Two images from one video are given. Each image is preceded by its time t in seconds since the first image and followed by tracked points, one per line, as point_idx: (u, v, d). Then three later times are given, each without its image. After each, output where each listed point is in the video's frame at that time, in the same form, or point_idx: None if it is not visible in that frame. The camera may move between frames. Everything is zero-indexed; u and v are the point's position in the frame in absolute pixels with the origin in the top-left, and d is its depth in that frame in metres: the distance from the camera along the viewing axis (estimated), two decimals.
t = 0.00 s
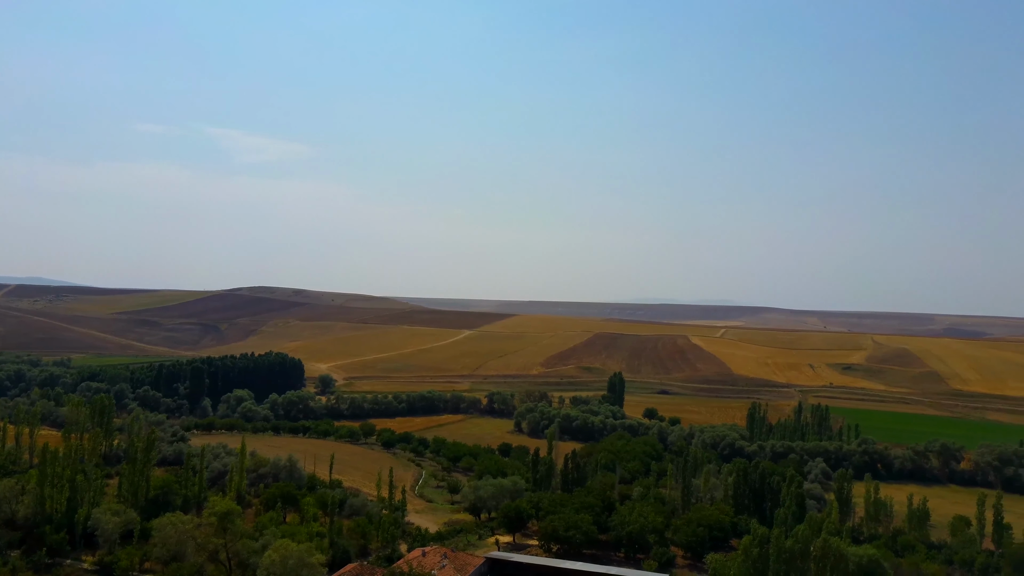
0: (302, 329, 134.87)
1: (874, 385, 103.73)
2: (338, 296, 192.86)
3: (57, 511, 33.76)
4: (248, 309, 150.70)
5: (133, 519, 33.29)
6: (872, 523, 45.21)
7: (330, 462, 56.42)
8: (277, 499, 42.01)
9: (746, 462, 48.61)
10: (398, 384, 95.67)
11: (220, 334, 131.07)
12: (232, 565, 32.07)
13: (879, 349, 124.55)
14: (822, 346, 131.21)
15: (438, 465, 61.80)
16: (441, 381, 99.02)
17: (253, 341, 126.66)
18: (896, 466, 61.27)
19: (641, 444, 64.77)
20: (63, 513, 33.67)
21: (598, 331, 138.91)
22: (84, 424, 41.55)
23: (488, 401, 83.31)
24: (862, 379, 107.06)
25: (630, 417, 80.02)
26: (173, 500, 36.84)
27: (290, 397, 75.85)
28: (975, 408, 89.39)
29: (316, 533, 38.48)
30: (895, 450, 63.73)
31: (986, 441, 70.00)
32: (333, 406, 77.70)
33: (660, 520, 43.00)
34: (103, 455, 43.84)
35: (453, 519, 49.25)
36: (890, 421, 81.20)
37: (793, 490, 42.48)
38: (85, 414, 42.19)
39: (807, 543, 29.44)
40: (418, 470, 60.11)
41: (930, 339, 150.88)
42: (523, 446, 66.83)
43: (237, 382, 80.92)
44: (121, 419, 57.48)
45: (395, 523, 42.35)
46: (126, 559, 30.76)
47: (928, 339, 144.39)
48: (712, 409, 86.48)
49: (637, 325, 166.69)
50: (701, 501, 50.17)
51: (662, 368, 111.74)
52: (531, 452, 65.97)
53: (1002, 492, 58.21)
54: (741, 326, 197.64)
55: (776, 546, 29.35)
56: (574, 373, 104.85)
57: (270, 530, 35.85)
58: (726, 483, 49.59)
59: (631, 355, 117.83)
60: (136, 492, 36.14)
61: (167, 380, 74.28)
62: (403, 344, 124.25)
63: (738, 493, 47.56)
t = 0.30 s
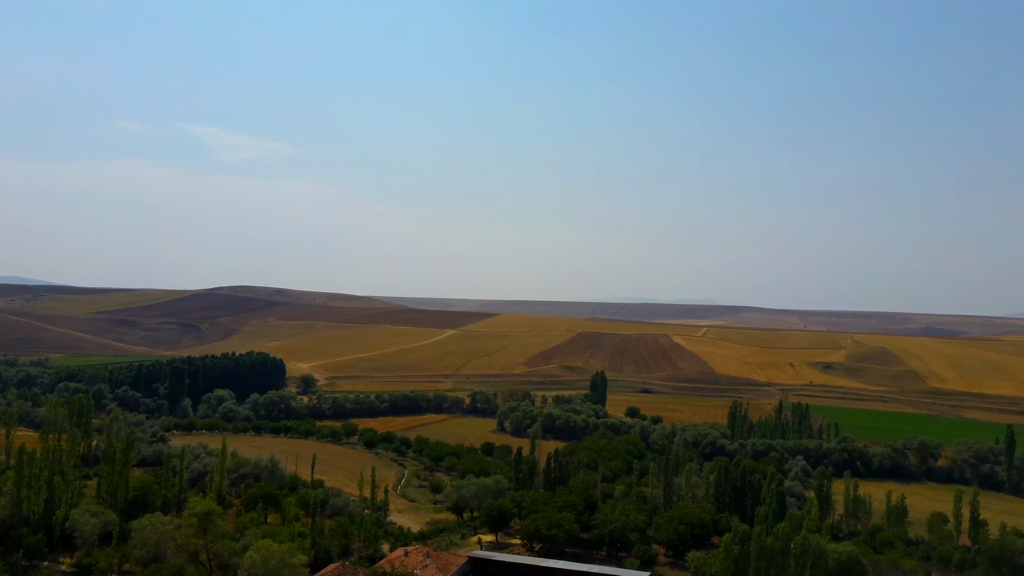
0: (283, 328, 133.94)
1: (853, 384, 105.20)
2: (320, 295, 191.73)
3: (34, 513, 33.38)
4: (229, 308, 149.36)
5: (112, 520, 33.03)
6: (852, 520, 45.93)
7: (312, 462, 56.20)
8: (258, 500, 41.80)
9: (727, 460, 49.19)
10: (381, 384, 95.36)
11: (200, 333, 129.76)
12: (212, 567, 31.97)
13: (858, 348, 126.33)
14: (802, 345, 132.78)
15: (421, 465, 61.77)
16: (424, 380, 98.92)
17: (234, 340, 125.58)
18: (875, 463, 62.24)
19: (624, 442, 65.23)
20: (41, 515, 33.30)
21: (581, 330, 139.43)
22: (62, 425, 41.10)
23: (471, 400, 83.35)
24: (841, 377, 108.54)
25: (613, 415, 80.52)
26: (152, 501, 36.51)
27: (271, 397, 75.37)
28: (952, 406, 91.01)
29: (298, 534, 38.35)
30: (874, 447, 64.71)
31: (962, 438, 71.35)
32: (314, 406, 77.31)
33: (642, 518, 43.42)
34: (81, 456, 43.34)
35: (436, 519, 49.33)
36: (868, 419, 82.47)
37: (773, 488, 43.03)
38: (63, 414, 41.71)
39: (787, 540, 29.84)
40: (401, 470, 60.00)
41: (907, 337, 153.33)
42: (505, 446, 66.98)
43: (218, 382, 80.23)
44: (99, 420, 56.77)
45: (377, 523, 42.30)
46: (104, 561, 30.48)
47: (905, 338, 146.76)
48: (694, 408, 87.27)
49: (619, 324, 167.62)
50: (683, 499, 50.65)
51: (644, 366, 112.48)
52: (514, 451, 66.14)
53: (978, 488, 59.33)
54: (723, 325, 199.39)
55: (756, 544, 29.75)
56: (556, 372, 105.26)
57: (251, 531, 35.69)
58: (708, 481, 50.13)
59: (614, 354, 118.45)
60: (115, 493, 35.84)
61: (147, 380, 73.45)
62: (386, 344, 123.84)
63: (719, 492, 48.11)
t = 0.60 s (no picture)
0: (261, 328, 132.73)
1: (828, 382, 106.91)
2: (299, 294, 190.27)
3: (6, 515, 32.90)
4: (206, 307, 147.71)
5: (86, 522, 32.66)
6: (827, 517, 46.78)
7: (290, 463, 55.91)
8: (235, 501, 41.52)
9: (705, 459, 49.87)
10: (361, 383, 95.00)
11: (176, 333, 128.15)
12: (189, 568, 31.82)
13: (834, 347, 128.35)
14: (779, 344, 134.62)
15: (400, 464, 61.69)
16: (403, 380, 98.67)
17: (211, 340, 124.21)
18: (850, 461, 63.42)
19: (602, 441, 65.75)
20: (13, 518, 32.82)
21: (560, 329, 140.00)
22: (34, 426, 40.52)
23: (450, 400, 83.36)
24: (817, 376, 110.25)
25: (591, 414, 81.08)
26: (127, 503, 36.14)
27: (248, 397, 74.77)
28: (925, 404, 92.86)
29: (276, 534, 38.18)
30: (849, 445, 65.91)
31: (934, 435, 72.89)
32: (292, 406, 76.85)
33: (621, 516, 43.87)
34: (54, 457, 42.70)
35: (415, 518, 49.41)
36: (843, 417, 83.91)
37: (750, 485, 43.64)
38: (35, 415, 41.08)
39: (764, 537, 30.22)
40: (379, 470, 59.87)
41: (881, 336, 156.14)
42: (485, 445, 67.15)
43: (194, 382, 79.39)
44: (73, 421, 55.88)
45: (356, 523, 42.22)
46: (78, 564, 30.12)
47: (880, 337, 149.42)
48: (672, 406, 88.13)
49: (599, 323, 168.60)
50: (661, 497, 51.20)
51: (623, 365, 113.32)
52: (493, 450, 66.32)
53: (951, 485, 60.64)
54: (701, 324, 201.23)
55: (733, 542, 30.08)
56: (536, 371, 105.59)
57: (228, 532, 35.45)
58: (686, 479, 50.75)
59: (593, 353, 119.15)
60: (89, 494, 35.42)
61: (122, 380, 72.45)
62: (365, 343, 123.28)
63: (697, 490, 48.74)
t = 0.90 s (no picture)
0: (237, 327, 131.36)
1: (805, 381, 108.52)
2: (277, 293, 188.53)
3: None
4: (183, 307, 145.92)
5: (59, 524, 32.26)
6: (803, 514, 47.58)
7: (268, 463, 55.59)
8: (211, 502, 41.23)
9: (683, 457, 50.50)
10: (340, 383, 94.53)
11: (152, 333, 126.40)
12: (164, 570, 31.65)
13: (811, 346, 130.22)
14: (757, 343, 136.26)
15: (379, 464, 61.56)
16: (382, 379, 98.35)
17: (187, 340, 122.69)
18: (826, 459, 64.54)
19: (582, 440, 66.17)
20: None
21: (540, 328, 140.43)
22: (6, 428, 39.88)
23: (430, 399, 83.30)
24: (794, 374, 111.84)
25: (571, 413, 81.54)
26: (102, 504, 35.79)
27: (225, 397, 74.09)
28: (899, 402, 94.69)
29: (253, 535, 37.94)
30: (825, 443, 67.03)
31: (908, 433, 74.39)
32: (270, 405, 76.31)
33: (600, 515, 44.30)
34: (26, 459, 42.03)
35: (394, 518, 49.42)
36: (819, 415, 85.30)
37: (728, 483, 44.25)
38: (6, 416, 40.43)
39: (742, 535, 30.61)
40: (358, 470, 59.69)
41: (856, 335, 158.80)
42: (464, 444, 67.28)
43: (170, 382, 78.45)
44: (46, 421, 54.99)
45: (334, 523, 42.13)
46: (51, 566, 29.76)
47: (855, 336, 151.89)
48: (651, 405, 88.91)
49: (579, 323, 169.45)
50: (639, 495, 51.73)
51: (602, 364, 113.99)
52: (473, 450, 66.40)
53: (924, 482, 61.94)
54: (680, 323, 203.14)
55: (711, 539, 30.47)
56: (516, 370, 105.82)
57: (205, 533, 35.24)
58: (664, 478, 51.34)
59: (572, 352, 119.74)
60: (63, 496, 34.96)
61: (96, 380, 71.42)
62: (344, 343, 122.69)
63: (675, 488, 49.30)
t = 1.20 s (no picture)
0: (216, 327, 130.01)
1: (783, 379, 110.00)
2: (255, 292, 186.83)
3: None
4: (160, 306, 144.12)
5: (33, 526, 31.82)
6: (781, 511, 48.34)
7: (246, 463, 55.26)
8: (189, 503, 40.91)
9: (663, 455, 51.04)
10: (319, 383, 94.03)
11: (129, 332, 124.68)
12: (141, 571, 31.43)
13: (789, 345, 131.96)
14: (735, 342, 137.78)
15: (359, 464, 61.40)
16: (362, 379, 98.04)
17: (164, 339, 121.23)
18: (803, 456, 65.65)
19: (562, 439, 66.57)
20: None
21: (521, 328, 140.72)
22: None
23: (410, 399, 83.20)
24: (772, 373, 113.33)
25: (551, 412, 81.94)
26: (78, 506, 35.35)
27: (203, 397, 73.42)
28: (875, 400, 96.34)
29: (232, 536, 37.74)
30: (803, 441, 68.07)
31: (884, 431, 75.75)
32: (249, 406, 75.77)
33: (580, 513, 44.67)
34: None
35: (374, 517, 49.40)
36: (796, 414, 86.55)
37: (708, 482, 44.81)
38: None
39: (721, 532, 31.06)
40: (338, 470, 59.52)
41: (832, 334, 161.28)
42: (445, 444, 67.35)
43: (147, 382, 77.52)
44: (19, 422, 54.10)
45: (314, 523, 42.07)
46: (25, 569, 29.37)
47: (831, 335, 154.28)
48: (631, 404, 89.58)
49: (560, 322, 170.10)
50: (619, 493, 52.19)
51: (582, 363, 114.56)
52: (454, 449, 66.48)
53: (900, 479, 63.14)
54: (660, 323, 204.77)
55: (690, 536, 30.89)
56: (496, 370, 106.04)
57: (183, 534, 34.99)
58: (644, 476, 51.87)
59: (553, 352, 120.21)
60: (37, 497, 34.48)
61: (72, 381, 70.37)
62: (324, 343, 122.01)
63: (656, 486, 49.79)
